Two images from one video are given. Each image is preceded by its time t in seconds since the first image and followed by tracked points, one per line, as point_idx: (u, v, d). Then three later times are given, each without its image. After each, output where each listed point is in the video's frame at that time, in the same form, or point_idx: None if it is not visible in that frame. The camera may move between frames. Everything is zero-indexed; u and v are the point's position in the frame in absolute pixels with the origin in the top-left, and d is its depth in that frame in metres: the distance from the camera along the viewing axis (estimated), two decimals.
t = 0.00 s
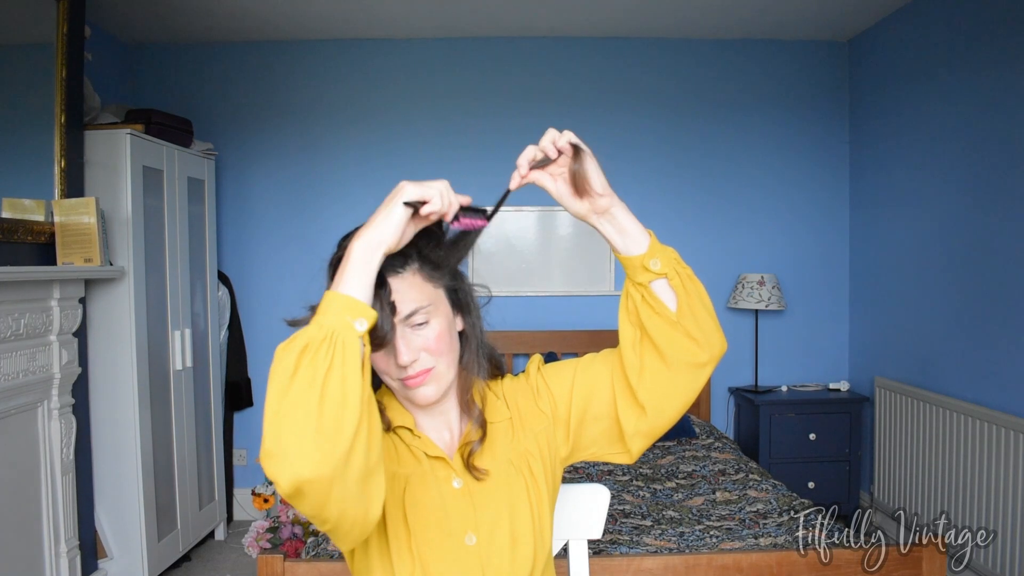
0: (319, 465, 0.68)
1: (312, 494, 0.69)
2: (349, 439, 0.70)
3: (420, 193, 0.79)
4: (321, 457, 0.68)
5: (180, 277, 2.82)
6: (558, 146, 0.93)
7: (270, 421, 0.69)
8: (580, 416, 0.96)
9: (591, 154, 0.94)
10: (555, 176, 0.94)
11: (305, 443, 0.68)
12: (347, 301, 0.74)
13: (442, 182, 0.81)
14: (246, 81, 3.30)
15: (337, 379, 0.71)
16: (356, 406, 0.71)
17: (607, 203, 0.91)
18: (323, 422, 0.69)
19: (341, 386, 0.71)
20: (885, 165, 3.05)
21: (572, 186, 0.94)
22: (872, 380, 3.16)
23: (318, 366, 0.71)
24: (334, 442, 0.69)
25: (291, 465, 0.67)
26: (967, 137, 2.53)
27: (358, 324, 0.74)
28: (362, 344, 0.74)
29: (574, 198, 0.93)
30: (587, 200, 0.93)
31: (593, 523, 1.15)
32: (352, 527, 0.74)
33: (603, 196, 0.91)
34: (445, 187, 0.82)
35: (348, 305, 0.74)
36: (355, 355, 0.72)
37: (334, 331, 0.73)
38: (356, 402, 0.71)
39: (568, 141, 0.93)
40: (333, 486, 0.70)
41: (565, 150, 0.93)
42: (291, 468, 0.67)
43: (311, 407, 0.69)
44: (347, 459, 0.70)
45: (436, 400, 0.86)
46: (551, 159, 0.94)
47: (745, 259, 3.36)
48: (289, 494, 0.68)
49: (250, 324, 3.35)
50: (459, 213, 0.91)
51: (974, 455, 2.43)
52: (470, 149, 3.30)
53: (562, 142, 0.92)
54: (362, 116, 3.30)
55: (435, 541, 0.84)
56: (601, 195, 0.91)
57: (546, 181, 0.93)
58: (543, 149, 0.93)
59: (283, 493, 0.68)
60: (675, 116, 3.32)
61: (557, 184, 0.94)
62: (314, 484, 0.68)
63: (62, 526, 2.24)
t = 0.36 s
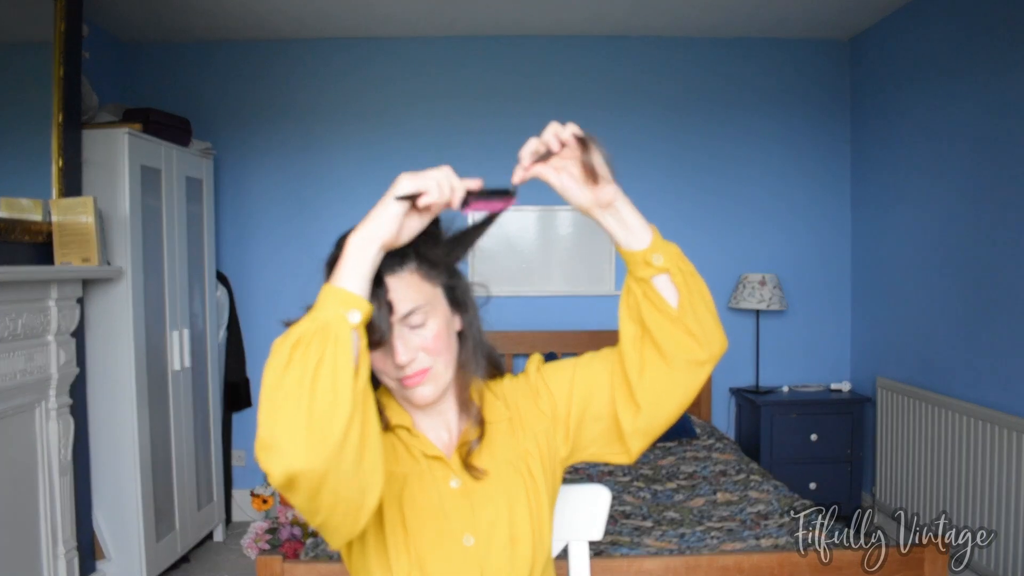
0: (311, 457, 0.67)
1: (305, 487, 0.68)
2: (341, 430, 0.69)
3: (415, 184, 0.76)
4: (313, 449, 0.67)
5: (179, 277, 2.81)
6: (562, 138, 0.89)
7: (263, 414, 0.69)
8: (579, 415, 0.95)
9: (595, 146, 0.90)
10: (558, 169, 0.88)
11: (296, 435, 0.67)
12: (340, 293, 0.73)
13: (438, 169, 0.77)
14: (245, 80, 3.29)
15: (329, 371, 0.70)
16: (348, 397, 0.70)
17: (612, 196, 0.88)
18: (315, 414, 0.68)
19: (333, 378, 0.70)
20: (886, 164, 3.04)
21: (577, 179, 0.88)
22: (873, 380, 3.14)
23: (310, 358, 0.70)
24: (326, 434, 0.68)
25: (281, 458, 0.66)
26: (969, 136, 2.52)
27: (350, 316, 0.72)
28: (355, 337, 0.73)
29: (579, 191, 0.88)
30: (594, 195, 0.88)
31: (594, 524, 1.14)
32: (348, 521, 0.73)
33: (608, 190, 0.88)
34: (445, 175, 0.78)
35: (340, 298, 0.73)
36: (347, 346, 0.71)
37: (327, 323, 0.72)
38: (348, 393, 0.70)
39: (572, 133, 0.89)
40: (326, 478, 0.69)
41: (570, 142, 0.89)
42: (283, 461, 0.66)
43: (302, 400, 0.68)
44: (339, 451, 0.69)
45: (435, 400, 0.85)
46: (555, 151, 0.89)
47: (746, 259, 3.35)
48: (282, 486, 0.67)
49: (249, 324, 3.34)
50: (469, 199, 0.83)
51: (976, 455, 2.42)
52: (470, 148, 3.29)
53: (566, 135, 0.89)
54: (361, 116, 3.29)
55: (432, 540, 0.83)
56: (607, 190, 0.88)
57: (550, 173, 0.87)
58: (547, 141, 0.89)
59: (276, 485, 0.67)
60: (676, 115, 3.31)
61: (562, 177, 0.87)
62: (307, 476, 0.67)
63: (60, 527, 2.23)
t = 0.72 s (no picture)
0: (316, 445, 0.70)
1: (311, 474, 0.70)
2: (346, 420, 0.72)
3: (424, 180, 0.81)
4: (319, 437, 0.70)
5: (182, 277, 2.84)
6: (571, 139, 0.95)
7: (271, 402, 0.72)
8: (579, 415, 0.98)
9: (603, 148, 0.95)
10: (566, 168, 0.95)
11: (303, 423, 0.70)
12: (348, 283, 0.77)
13: (448, 171, 0.82)
14: (247, 82, 3.32)
15: (335, 360, 0.73)
16: (353, 387, 0.73)
17: (618, 196, 0.92)
18: (321, 403, 0.71)
19: (338, 368, 0.73)
20: (884, 165, 3.06)
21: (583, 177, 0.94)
22: (871, 380, 3.17)
23: (316, 348, 0.73)
24: (331, 423, 0.71)
25: (289, 444, 0.69)
26: (966, 137, 2.54)
27: (357, 307, 0.76)
28: (361, 327, 0.76)
29: (585, 190, 0.93)
30: (599, 194, 0.93)
31: (593, 521, 1.17)
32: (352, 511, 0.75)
33: (614, 191, 0.92)
34: (449, 178, 0.83)
35: (347, 288, 0.76)
36: (352, 337, 0.74)
37: (333, 314, 0.75)
38: (353, 384, 0.73)
39: (580, 135, 0.95)
40: (331, 467, 0.71)
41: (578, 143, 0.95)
42: (290, 449, 0.69)
43: (308, 389, 0.71)
44: (344, 440, 0.72)
45: (435, 397, 0.87)
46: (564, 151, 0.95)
47: (744, 260, 3.38)
48: (287, 474, 0.70)
49: (252, 325, 3.37)
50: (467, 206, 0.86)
51: (973, 455, 2.44)
52: (470, 149, 3.32)
53: (574, 135, 0.95)
54: (363, 117, 3.32)
55: (433, 535, 0.86)
56: (613, 190, 0.92)
57: (558, 172, 0.94)
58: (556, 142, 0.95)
59: (281, 473, 0.70)
60: (675, 117, 3.34)
61: (570, 176, 0.94)
62: (313, 463, 0.70)
63: (64, 524, 2.26)
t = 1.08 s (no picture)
0: (311, 432, 0.70)
1: (305, 460, 0.71)
2: (342, 408, 0.72)
3: (429, 165, 0.81)
4: (314, 423, 0.70)
5: (182, 277, 2.84)
6: (587, 127, 0.92)
7: (270, 388, 0.72)
8: (579, 414, 0.98)
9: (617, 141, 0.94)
10: (581, 157, 0.93)
11: (299, 409, 0.70)
12: (358, 276, 0.77)
13: (452, 150, 0.81)
14: (248, 83, 3.32)
15: (335, 349, 0.73)
16: (351, 376, 0.73)
17: (632, 189, 0.92)
18: (318, 390, 0.72)
19: (338, 356, 0.73)
20: (884, 166, 3.06)
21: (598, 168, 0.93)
22: (871, 380, 3.17)
23: (317, 336, 0.73)
24: (327, 410, 0.71)
25: (284, 429, 0.70)
26: (966, 137, 2.54)
27: (361, 298, 0.76)
28: (365, 318, 0.76)
29: (600, 181, 0.93)
30: (612, 183, 0.93)
31: (593, 521, 1.17)
32: (348, 501, 0.75)
33: (627, 181, 0.92)
34: (456, 154, 0.82)
35: (355, 280, 0.76)
36: (355, 327, 0.74)
37: (337, 303, 0.75)
38: (351, 373, 0.73)
39: (596, 125, 0.92)
40: (325, 454, 0.71)
41: (593, 132, 0.92)
42: (283, 435, 0.69)
43: (307, 376, 0.72)
44: (340, 428, 0.72)
45: (436, 397, 0.87)
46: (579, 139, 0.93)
47: (745, 260, 3.38)
48: (282, 460, 0.70)
49: (252, 325, 3.37)
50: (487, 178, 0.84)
51: (973, 455, 2.44)
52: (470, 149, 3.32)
53: (591, 124, 0.92)
54: (362, 118, 3.32)
55: (433, 534, 0.86)
56: (627, 183, 0.92)
57: (573, 161, 0.92)
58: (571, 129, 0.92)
59: (275, 459, 0.70)
60: (675, 117, 3.34)
61: (585, 167, 0.93)
62: (306, 449, 0.70)
63: (64, 525, 2.26)
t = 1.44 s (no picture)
0: (316, 424, 0.70)
1: (310, 453, 0.70)
2: (347, 400, 0.71)
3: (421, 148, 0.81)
4: (318, 416, 0.70)
5: (182, 277, 2.83)
6: (595, 129, 0.89)
7: (276, 380, 0.72)
8: (580, 416, 0.97)
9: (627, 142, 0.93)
10: (588, 158, 0.93)
11: (303, 402, 0.70)
12: (363, 268, 0.76)
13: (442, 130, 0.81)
14: (247, 82, 3.31)
15: (340, 341, 0.73)
16: (357, 368, 0.72)
17: (637, 194, 0.92)
18: (323, 383, 0.71)
19: (343, 349, 0.73)
20: (884, 165, 3.06)
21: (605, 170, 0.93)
22: (871, 380, 3.16)
23: (322, 328, 0.73)
24: (332, 403, 0.71)
25: (288, 422, 0.69)
26: (966, 137, 2.54)
27: (366, 289, 0.76)
28: (370, 311, 0.76)
29: (605, 183, 0.93)
30: (618, 185, 0.93)
31: (594, 521, 1.16)
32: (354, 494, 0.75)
33: (634, 185, 0.92)
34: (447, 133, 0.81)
35: (359, 272, 0.76)
36: (359, 319, 0.74)
37: (342, 295, 0.75)
38: (357, 365, 0.72)
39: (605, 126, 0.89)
40: (330, 447, 0.71)
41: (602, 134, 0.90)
42: (288, 427, 0.69)
43: (311, 368, 0.71)
44: (345, 421, 0.71)
45: (436, 397, 0.87)
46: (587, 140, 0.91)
47: (745, 260, 3.37)
48: (287, 452, 0.70)
49: (251, 325, 3.36)
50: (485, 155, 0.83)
51: (973, 455, 2.44)
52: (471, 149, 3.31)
53: (599, 127, 0.89)
54: (362, 117, 3.32)
55: (434, 534, 0.86)
56: (632, 188, 0.92)
57: (579, 162, 0.93)
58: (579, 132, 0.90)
59: (281, 451, 0.70)
60: (675, 117, 3.34)
61: (591, 167, 0.93)
62: (311, 442, 0.70)
63: (64, 526, 2.25)
